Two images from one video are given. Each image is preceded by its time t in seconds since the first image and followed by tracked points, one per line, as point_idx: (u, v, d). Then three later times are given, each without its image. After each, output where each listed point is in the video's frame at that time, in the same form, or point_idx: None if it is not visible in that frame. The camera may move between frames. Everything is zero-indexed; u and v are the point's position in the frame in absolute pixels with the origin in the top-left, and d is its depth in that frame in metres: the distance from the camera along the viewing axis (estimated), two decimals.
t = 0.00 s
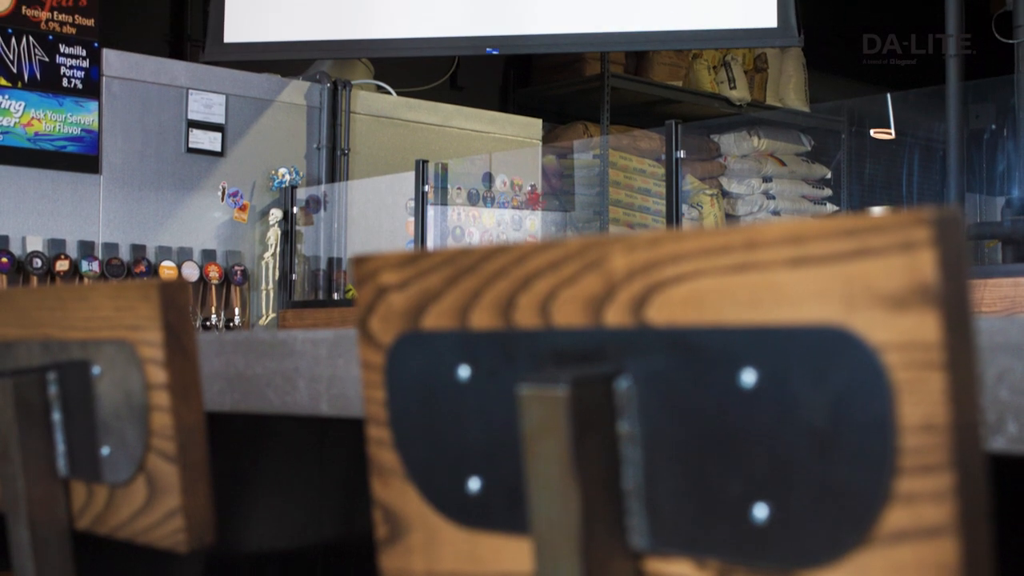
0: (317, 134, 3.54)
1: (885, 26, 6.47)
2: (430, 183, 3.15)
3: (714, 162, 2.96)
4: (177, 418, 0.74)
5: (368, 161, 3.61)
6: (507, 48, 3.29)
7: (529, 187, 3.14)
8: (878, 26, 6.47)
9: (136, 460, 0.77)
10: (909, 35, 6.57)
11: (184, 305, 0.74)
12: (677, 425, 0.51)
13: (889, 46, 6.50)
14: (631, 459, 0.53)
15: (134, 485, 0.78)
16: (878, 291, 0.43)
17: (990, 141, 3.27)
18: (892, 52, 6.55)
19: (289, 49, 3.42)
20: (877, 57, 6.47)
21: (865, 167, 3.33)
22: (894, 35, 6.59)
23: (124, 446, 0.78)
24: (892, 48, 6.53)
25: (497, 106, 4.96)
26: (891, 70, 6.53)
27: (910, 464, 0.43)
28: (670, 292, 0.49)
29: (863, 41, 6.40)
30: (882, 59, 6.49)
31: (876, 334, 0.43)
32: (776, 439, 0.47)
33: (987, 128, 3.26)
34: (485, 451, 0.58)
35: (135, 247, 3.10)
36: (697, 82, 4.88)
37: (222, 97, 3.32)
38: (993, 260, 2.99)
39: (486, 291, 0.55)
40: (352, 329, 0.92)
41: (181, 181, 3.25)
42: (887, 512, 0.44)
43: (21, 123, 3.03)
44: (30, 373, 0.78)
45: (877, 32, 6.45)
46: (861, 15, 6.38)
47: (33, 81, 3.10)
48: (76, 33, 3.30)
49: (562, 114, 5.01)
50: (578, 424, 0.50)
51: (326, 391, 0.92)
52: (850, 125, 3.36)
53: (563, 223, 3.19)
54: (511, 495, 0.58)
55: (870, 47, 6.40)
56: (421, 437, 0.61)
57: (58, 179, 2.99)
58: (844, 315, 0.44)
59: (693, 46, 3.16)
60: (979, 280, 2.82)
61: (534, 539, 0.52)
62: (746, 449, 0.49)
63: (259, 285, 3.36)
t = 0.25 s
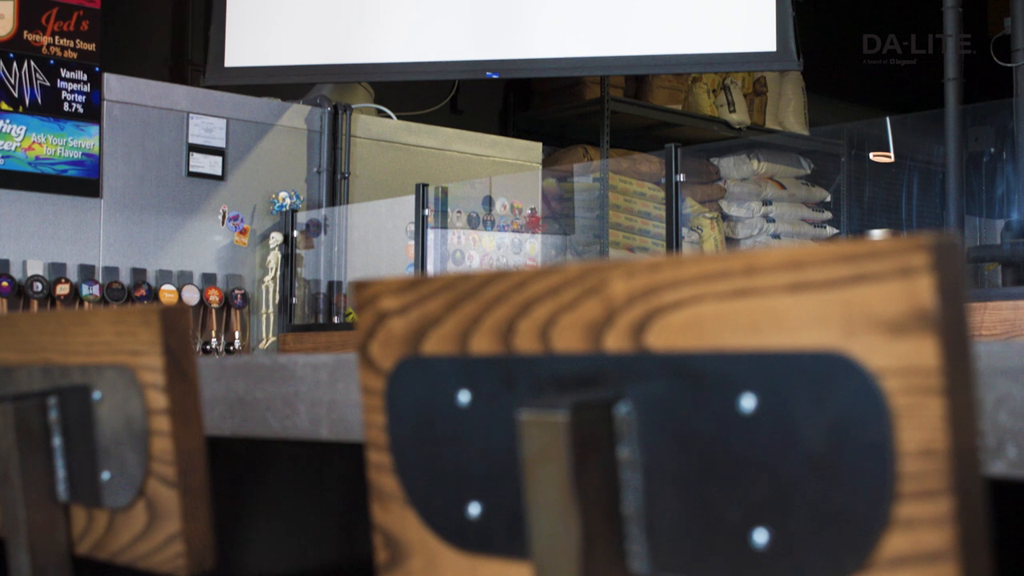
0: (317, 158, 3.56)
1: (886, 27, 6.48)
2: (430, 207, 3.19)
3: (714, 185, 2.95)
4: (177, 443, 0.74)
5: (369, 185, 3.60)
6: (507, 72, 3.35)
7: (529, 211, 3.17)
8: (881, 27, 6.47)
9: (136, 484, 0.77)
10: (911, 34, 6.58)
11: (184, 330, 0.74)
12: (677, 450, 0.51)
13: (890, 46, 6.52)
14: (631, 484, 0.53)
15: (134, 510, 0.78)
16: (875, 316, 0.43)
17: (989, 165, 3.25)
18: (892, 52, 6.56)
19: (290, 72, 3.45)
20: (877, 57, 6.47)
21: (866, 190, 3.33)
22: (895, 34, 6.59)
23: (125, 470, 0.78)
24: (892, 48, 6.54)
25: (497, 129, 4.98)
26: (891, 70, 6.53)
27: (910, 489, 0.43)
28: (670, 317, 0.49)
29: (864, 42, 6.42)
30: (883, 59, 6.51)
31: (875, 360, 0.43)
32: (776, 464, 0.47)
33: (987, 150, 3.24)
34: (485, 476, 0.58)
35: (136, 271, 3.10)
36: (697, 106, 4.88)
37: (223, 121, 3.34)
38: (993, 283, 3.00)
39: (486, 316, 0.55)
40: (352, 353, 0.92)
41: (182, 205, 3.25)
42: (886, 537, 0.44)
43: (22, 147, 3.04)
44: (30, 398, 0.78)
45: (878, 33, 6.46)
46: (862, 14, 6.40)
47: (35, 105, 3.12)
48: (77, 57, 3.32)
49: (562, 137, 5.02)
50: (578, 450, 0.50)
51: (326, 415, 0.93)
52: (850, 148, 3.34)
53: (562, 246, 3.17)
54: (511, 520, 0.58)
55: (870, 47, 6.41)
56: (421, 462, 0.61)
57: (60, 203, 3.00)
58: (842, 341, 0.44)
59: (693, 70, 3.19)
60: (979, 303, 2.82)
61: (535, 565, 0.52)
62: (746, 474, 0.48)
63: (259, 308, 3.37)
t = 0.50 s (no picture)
0: (318, 183, 3.56)
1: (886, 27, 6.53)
2: (430, 231, 3.21)
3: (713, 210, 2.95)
4: (177, 469, 0.74)
5: (369, 209, 3.62)
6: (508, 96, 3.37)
7: (530, 235, 3.17)
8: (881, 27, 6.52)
9: (135, 510, 0.77)
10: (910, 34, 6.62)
11: (184, 356, 0.74)
12: (677, 475, 0.51)
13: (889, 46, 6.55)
14: (631, 509, 0.53)
15: (134, 535, 0.78)
16: (873, 342, 0.43)
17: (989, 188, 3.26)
18: (892, 52, 6.59)
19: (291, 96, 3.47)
20: (877, 57, 6.50)
21: (865, 215, 3.34)
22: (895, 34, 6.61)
23: (124, 496, 0.77)
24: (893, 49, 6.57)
25: (498, 153, 5.01)
26: (891, 69, 6.56)
27: (910, 514, 0.43)
28: (669, 343, 0.49)
29: (864, 41, 6.46)
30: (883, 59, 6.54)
31: (875, 386, 0.43)
32: (777, 489, 0.47)
33: (986, 174, 3.26)
34: (484, 502, 0.58)
35: (136, 295, 3.11)
36: (697, 130, 4.88)
37: (223, 145, 3.34)
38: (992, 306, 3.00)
39: (486, 341, 0.55)
40: (351, 378, 0.92)
41: (182, 229, 3.25)
42: (886, 564, 0.44)
43: (23, 171, 3.07)
44: (31, 423, 0.77)
45: (878, 33, 6.51)
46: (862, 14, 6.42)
47: (36, 129, 3.14)
48: (78, 82, 3.35)
49: (562, 161, 5.02)
50: (578, 475, 0.50)
51: (327, 439, 0.93)
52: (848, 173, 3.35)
53: (562, 270, 3.14)
54: (511, 546, 0.58)
55: (870, 47, 6.45)
56: (421, 488, 0.61)
57: (61, 227, 3.00)
58: (842, 366, 0.44)
59: (694, 93, 3.19)
60: (978, 327, 2.81)
61: None
62: (746, 499, 0.48)
63: (259, 332, 3.37)
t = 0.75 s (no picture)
0: (318, 207, 3.56)
1: (887, 26, 6.45)
2: (430, 255, 3.19)
3: (713, 233, 2.97)
4: (177, 494, 0.74)
5: (369, 234, 3.62)
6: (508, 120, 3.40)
7: (530, 258, 3.16)
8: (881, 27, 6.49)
9: (135, 535, 0.77)
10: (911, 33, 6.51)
11: (185, 380, 0.74)
12: (677, 500, 0.51)
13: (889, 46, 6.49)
14: (631, 534, 0.53)
15: (134, 561, 0.78)
16: (873, 367, 0.43)
17: (988, 211, 3.29)
18: (893, 51, 6.52)
19: (292, 121, 3.49)
20: (877, 57, 6.47)
21: (864, 237, 3.33)
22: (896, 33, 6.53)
23: (124, 521, 0.77)
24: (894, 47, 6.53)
25: (498, 177, 5.02)
26: (892, 69, 6.52)
27: (910, 540, 0.43)
28: (668, 369, 0.49)
29: (864, 41, 6.42)
30: (882, 58, 6.48)
31: (874, 411, 0.43)
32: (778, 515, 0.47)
33: (985, 197, 3.29)
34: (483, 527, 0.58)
35: (136, 319, 3.11)
36: (696, 153, 4.93)
37: (223, 169, 3.34)
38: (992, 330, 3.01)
39: (486, 367, 0.55)
40: (352, 403, 0.92)
41: (182, 253, 3.25)
42: None
43: (24, 196, 3.08)
44: (31, 447, 0.77)
45: (879, 32, 6.45)
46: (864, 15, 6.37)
47: (37, 154, 3.15)
48: (79, 107, 3.33)
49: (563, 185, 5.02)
50: (578, 500, 0.50)
51: (327, 464, 0.93)
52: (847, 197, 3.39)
53: (562, 293, 3.18)
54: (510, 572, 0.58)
55: (870, 46, 6.42)
56: (422, 514, 0.61)
57: (61, 251, 3.01)
58: (841, 392, 0.44)
59: (694, 118, 3.20)
60: (978, 349, 2.79)
61: None
62: (746, 524, 0.48)
63: (259, 356, 3.36)
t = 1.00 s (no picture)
0: (319, 231, 3.57)
1: (887, 26, 6.43)
2: (430, 278, 3.17)
3: (713, 256, 3.03)
4: (177, 519, 0.74)
5: (369, 258, 3.63)
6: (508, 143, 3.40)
7: (529, 282, 3.14)
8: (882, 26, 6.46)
9: (136, 560, 0.77)
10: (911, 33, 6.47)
11: (187, 406, 0.74)
12: (677, 526, 0.51)
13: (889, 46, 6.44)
14: (631, 560, 0.52)
15: None
16: (872, 394, 0.43)
17: (989, 235, 3.29)
18: (892, 52, 6.49)
19: (293, 144, 3.50)
20: (877, 57, 6.44)
21: (863, 260, 3.34)
22: (895, 33, 6.48)
23: (125, 544, 0.78)
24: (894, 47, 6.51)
25: (498, 201, 5.01)
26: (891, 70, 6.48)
27: (910, 565, 0.43)
28: (668, 395, 0.49)
29: (864, 41, 6.38)
30: (882, 59, 6.46)
31: (874, 438, 0.44)
32: (778, 540, 0.47)
33: (984, 221, 3.30)
34: (481, 552, 0.58)
35: (137, 342, 3.11)
36: (696, 176, 4.95)
37: (224, 194, 3.35)
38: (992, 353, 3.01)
39: (486, 392, 0.56)
40: (352, 428, 0.92)
41: (182, 277, 3.25)
42: None
43: (25, 220, 3.08)
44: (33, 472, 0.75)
45: (878, 33, 6.42)
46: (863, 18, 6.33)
47: (38, 178, 3.15)
48: (81, 131, 3.32)
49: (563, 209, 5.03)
50: (578, 524, 0.50)
51: (327, 488, 0.93)
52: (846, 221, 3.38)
53: (562, 316, 3.15)
54: None
55: (870, 47, 6.39)
56: (422, 538, 0.61)
57: (62, 275, 3.02)
58: (839, 417, 0.44)
59: (694, 141, 3.21)
60: (978, 373, 2.76)
61: None
62: (747, 550, 0.48)
63: (259, 380, 3.35)
